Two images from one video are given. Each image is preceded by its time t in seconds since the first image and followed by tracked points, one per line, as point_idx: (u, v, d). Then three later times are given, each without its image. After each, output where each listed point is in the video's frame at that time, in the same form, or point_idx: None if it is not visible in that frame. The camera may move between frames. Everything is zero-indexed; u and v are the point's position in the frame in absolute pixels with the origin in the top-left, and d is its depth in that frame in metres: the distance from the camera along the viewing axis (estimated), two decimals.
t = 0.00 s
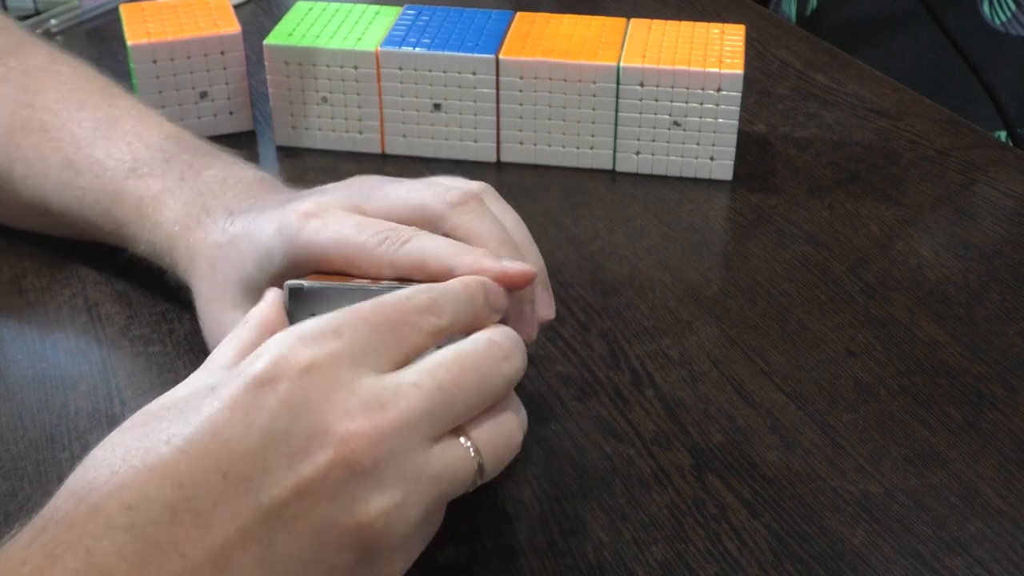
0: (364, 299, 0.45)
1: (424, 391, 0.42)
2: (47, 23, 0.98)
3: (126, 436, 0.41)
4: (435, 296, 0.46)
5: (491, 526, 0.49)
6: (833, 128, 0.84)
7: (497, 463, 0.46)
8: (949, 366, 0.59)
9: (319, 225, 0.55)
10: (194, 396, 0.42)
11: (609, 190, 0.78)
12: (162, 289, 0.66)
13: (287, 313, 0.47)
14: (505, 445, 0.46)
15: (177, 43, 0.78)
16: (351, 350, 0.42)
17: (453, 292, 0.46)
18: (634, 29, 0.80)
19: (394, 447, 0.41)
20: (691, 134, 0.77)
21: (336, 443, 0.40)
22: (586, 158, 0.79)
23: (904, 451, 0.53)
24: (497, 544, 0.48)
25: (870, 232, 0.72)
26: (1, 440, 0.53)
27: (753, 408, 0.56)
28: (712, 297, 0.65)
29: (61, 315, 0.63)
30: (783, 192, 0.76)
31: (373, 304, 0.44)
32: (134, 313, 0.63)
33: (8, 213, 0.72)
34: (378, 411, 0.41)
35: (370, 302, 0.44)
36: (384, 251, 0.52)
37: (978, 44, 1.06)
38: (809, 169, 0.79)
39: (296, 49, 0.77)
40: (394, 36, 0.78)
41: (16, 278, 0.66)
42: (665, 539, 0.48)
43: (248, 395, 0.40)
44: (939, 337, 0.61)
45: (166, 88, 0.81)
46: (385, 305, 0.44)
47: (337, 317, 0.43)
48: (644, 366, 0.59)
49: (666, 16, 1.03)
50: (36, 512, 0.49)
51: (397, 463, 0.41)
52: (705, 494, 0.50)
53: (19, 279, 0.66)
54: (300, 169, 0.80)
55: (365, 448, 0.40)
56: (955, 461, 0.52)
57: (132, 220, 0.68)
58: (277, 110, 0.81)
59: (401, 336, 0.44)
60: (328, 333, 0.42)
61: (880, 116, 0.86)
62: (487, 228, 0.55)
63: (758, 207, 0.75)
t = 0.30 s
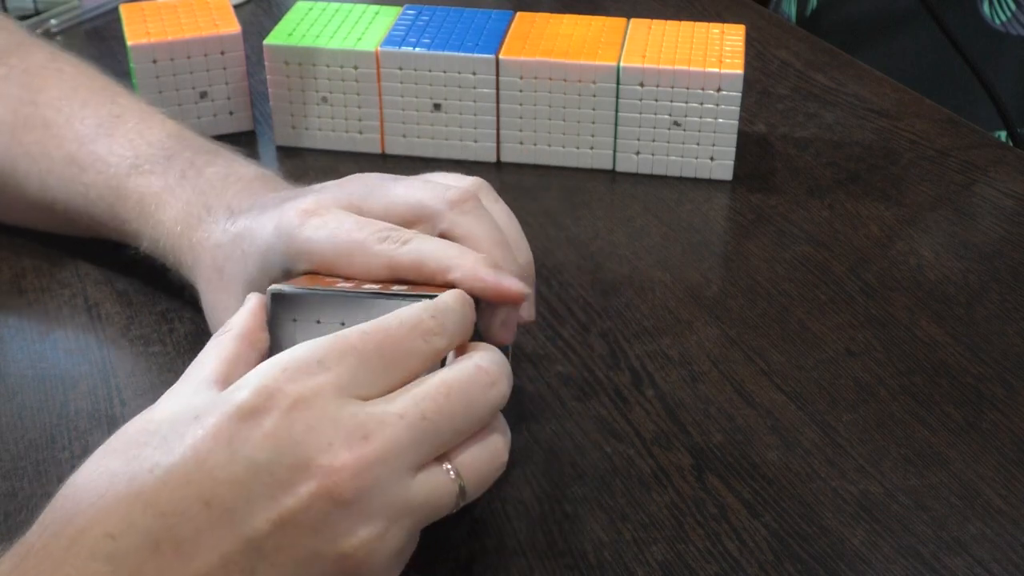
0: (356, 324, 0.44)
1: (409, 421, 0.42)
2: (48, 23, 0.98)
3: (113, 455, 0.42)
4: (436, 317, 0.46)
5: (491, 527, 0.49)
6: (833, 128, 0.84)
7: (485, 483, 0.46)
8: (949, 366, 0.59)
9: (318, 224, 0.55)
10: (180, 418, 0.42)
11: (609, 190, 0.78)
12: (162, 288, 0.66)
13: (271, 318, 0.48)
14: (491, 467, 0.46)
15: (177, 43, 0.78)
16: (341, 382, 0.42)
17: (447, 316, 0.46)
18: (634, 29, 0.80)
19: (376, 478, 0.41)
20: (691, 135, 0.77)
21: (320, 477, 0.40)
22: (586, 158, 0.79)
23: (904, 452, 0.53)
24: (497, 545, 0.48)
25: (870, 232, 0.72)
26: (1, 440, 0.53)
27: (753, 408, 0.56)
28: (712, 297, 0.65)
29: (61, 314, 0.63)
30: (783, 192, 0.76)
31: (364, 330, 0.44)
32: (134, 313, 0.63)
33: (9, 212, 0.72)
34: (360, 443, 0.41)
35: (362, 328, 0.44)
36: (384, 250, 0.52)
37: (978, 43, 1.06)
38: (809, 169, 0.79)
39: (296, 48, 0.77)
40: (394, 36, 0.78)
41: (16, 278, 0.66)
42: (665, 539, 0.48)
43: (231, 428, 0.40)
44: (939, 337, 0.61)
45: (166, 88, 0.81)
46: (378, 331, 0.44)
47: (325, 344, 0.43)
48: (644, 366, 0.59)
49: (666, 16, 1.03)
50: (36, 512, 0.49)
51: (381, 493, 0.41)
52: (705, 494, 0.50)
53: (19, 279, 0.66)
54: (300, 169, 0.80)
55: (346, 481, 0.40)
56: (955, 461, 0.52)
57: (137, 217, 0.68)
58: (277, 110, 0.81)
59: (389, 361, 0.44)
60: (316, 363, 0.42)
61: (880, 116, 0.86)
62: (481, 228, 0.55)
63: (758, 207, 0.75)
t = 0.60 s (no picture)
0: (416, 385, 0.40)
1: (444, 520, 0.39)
2: (47, 23, 0.99)
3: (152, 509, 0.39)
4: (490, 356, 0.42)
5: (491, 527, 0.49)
6: (833, 128, 0.84)
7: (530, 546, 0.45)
8: (949, 365, 0.59)
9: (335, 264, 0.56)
10: (227, 494, 0.38)
11: (609, 190, 0.78)
12: (162, 288, 0.66)
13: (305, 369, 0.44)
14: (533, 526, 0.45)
15: (177, 43, 0.78)
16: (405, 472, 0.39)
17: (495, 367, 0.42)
18: (634, 29, 0.80)
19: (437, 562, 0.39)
20: (691, 134, 0.77)
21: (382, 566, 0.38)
22: (586, 158, 0.79)
23: (904, 452, 0.53)
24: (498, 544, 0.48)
25: (870, 232, 0.72)
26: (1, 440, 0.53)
27: (753, 408, 0.56)
28: (711, 297, 0.65)
29: (61, 314, 0.63)
30: (783, 192, 0.76)
31: (423, 400, 0.40)
32: (135, 313, 0.63)
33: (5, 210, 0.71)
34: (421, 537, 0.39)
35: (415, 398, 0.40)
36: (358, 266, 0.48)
37: (978, 43, 1.06)
38: (809, 169, 0.79)
39: (296, 48, 0.77)
40: (394, 36, 0.78)
41: (16, 278, 0.66)
42: (665, 539, 0.48)
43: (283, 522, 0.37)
44: (939, 337, 0.61)
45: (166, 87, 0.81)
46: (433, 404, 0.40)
47: (387, 421, 0.39)
48: (644, 366, 0.59)
49: (666, 16, 1.03)
50: (36, 513, 0.49)
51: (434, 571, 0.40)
52: (705, 494, 0.50)
53: (19, 278, 0.66)
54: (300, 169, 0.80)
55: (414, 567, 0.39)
56: (955, 461, 0.52)
57: (141, 208, 0.69)
58: (277, 110, 0.81)
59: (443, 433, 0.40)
60: (375, 451, 0.38)
61: (880, 116, 0.86)
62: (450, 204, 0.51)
63: (758, 207, 0.75)
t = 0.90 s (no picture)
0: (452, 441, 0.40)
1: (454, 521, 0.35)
2: (48, 23, 0.99)
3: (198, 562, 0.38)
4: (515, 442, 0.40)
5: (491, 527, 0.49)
6: (833, 128, 0.84)
7: None
8: (949, 365, 0.59)
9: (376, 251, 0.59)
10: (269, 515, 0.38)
11: (609, 190, 0.78)
12: (162, 288, 0.66)
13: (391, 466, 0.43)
14: None
15: (177, 42, 0.78)
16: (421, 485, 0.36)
17: (525, 454, 0.40)
18: (634, 29, 0.80)
19: None
20: (691, 134, 0.77)
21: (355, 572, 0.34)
22: (586, 158, 0.79)
23: (904, 452, 0.53)
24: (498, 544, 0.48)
25: (870, 232, 0.72)
26: (1, 440, 0.53)
27: (753, 409, 0.56)
28: (712, 297, 0.65)
29: (61, 314, 0.63)
30: (783, 192, 0.76)
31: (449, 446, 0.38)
32: (135, 313, 0.63)
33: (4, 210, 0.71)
34: (407, 536, 0.35)
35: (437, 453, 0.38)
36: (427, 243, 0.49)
37: (978, 43, 1.06)
38: (809, 169, 0.79)
39: (296, 48, 0.77)
40: (394, 36, 0.78)
41: (16, 278, 0.66)
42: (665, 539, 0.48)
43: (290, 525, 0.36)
44: (940, 337, 0.61)
45: (166, 87, 0.81)
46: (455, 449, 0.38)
47: (423, 451, 0.38)
48: (644, 366, 0.59)
49: (666, 16, 1.03)
50: (36, 513, 0.49)
51: None
52: (705, 495, 0.50)
53: (19, 278, 0.66)
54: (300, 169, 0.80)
55: None
56: (955, 461, 0.52)
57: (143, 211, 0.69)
58: (278, 110, 0.81)
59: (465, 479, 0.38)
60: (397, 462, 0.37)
61: (881, 116, 0.86)
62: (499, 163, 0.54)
63: (757, 207, 0.75)
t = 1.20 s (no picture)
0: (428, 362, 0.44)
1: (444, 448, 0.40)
2: (47, 23, 0.99)
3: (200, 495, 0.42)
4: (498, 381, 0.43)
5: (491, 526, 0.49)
6: (833, 128, 0.84)
7: None
8: (949, 365, 0.59)
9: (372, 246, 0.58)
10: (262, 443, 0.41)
11: (609, 190, 0.78)
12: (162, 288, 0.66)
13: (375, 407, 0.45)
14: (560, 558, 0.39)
15: (177, 43, 0.78)
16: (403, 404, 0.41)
17: (503, 381, 0.43)
18: (634, 29, 0.80)
19: (418, 483, 0.38)
20: (691, 135, 0.77)
21: (356, 483, 0.38)
22: (586, 159, 0.79)
23: (904, 452, 0.53)
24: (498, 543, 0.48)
25: (870, 232, 0.72)
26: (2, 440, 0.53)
27: (753, 409, 0.56)
28: (712, 297, 0.65)
29: (61, 314, 0.63)
30: (783, 192, 0.76)
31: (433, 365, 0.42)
32: (135, 313, 0.63)
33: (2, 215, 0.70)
34: (400, 447, 0.39)
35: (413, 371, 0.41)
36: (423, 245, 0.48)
37: (978, 43, 1.06)
38: (809, 169, 0.79)
39: (296, 49, 0.77)
40: (394, 36, 0.78)
41: (16, 278, 0.66)
42: (665, 539, 0.48)
43: (280, 447, 0.40)
44: (940, 337, 0.61)
45: (166, 87, 0.80)
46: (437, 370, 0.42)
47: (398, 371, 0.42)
48: (644, 366, 0.59)
49: (666, 16, 1.03)
50: (36, 513, 0.49)
51: (419, 504, 0.38)
52: (705, 494, 0.50)
53: (19, 278, 0.66)
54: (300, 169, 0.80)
55: (385, 482, 0.38)
56: (955, 461, 0.52)
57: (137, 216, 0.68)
58: (278, 110, 0.81)
59: (444, 394, 0.41)
60: (375, 385, 0.41)
61: (881, 116, 0.86)
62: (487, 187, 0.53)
63: (757, 207, 0.75)
